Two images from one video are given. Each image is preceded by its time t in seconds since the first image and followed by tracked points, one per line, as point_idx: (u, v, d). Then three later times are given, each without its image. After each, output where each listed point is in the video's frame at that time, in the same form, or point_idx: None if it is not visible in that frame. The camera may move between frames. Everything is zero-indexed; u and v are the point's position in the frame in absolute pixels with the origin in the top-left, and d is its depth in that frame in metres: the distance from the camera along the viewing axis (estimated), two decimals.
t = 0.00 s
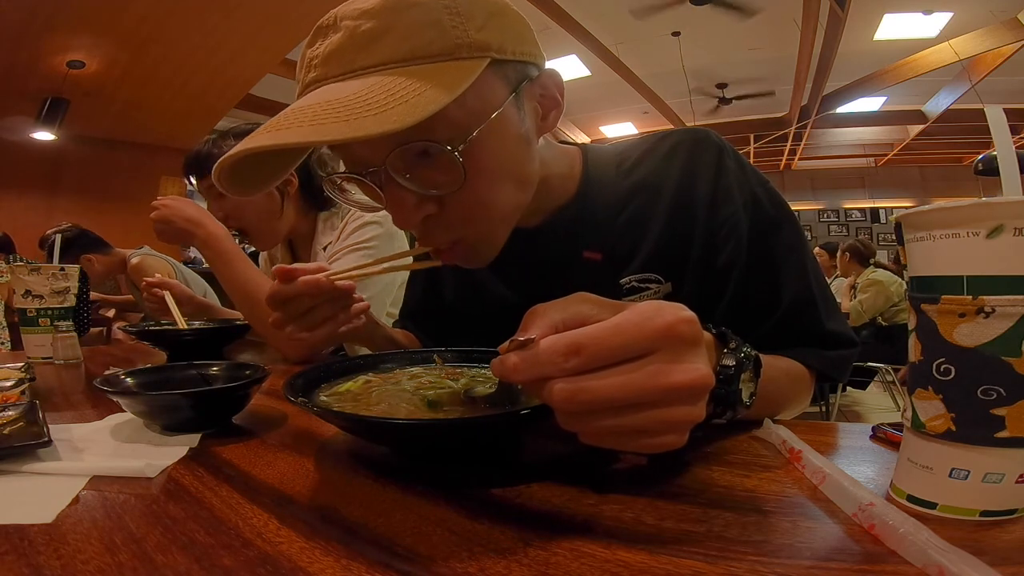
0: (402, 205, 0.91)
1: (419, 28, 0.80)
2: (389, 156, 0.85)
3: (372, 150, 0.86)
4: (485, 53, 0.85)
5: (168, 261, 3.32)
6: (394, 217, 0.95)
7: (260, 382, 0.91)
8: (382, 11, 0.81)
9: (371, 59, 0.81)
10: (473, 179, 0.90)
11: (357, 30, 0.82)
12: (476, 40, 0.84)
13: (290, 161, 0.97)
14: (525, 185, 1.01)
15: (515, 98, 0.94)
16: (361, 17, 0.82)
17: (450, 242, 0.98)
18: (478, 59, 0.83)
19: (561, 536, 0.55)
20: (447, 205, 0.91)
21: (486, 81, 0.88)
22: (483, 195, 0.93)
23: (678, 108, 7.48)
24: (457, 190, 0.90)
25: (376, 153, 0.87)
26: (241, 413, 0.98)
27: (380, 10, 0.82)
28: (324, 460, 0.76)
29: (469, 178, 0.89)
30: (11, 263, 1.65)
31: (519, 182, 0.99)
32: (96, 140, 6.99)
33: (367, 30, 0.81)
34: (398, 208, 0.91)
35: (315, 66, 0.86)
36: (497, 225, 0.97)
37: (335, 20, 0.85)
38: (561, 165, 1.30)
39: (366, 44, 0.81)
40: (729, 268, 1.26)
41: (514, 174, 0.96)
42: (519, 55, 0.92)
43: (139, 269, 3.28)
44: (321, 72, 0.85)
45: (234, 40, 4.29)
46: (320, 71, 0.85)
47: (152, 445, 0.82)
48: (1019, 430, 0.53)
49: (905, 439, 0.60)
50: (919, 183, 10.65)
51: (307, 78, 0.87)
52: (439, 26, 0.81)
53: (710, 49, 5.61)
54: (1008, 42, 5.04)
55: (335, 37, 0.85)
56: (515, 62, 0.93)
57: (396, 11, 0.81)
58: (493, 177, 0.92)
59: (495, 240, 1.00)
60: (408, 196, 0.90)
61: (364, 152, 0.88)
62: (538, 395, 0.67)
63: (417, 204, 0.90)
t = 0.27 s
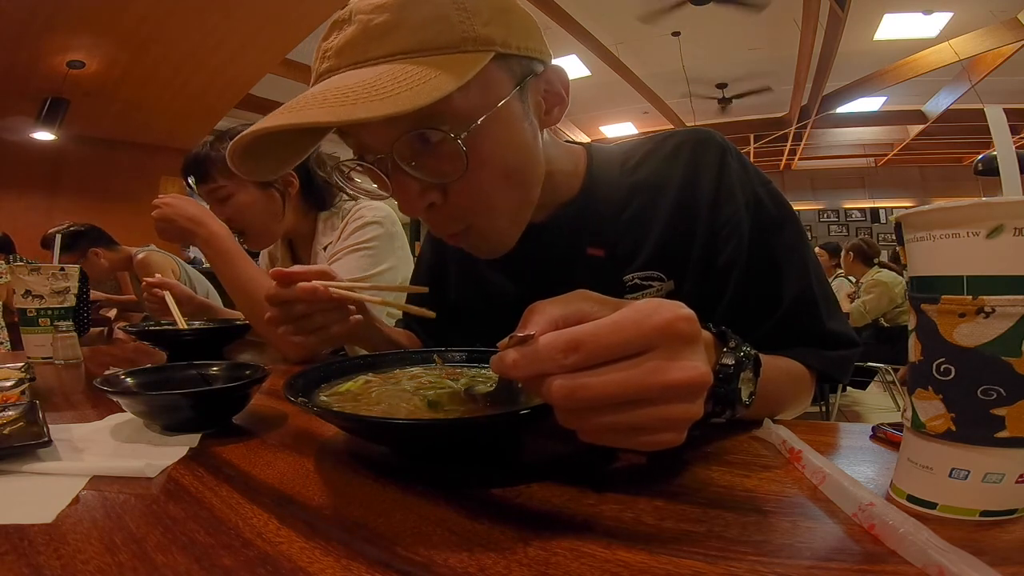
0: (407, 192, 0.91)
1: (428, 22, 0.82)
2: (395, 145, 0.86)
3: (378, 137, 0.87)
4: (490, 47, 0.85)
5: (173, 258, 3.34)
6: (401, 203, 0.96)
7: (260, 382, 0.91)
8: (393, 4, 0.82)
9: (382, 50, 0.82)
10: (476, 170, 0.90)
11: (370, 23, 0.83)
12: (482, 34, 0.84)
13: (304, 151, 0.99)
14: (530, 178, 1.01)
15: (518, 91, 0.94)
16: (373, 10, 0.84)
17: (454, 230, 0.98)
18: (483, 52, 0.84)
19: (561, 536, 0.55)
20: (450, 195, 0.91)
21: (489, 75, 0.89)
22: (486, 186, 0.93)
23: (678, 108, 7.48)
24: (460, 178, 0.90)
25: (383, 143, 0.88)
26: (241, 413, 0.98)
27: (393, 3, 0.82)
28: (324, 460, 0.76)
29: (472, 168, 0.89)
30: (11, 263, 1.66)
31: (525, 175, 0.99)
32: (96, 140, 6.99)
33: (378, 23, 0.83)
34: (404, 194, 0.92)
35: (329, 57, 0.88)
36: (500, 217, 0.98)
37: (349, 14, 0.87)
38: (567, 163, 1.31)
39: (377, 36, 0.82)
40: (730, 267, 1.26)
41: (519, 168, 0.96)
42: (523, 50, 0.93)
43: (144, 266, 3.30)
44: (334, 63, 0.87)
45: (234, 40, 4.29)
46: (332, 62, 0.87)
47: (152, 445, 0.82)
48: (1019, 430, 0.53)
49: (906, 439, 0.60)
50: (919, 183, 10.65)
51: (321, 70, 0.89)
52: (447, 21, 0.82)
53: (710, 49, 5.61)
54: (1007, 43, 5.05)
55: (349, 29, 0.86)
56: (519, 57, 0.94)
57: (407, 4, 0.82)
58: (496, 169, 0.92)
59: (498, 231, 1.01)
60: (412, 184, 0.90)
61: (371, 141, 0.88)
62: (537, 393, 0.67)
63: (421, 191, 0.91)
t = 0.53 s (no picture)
0: (406, 171, 0.94)
1: (435, 17, 0.86)
2: (397, 129, 0.89)
3: (383, 120, 0.90)
4: (492, 43, 0.89)
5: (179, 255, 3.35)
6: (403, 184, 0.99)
7: (260, 382, 0.91)
8: None
9: (394, 42, 0.87)
10: (471, 156, 0.92)
11: (384, 16, 0.88)
12: (485, 31, 0.88)
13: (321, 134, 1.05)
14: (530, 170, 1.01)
15: (519, 85, 0.95)
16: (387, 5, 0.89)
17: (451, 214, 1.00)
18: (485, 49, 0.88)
19: (561, 536, 0.55)
20: (446, 178, 0.93)
21: (491, 70, 0.91)
22: (483, 174, 0.94)
23: (678, 108, 7.49)
24: (455, 163, 0.92)
25: (385, 129, 0.91)
26: (241, 413, 0.98)
27: None
28: (324, 460, 0.76)
29: (468, 153, 0.91)
30: (11, 263, 1.66)
31: (525, 166, 1.00)
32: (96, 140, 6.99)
33: (390, 16, 0.88)
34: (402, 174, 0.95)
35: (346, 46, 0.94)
36: (498, 208, 0.99)
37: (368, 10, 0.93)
38: (571, 162, 1.30)
39: (389, 29, 0.88)
40: (729, 267, 1.26)
41: (518, 159, 0.98)
42: (526, 48, 0.95)
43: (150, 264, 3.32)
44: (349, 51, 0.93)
45: (234, 40, 4.29)
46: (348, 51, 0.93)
47: (152, 445, 0.82)
48: (1019, 430, 0.53)
49: (906, 439, 0.60)
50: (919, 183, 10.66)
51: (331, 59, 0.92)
52: (453, 17, 0.86)
53: (711, 49, 5.62)
54: (1007, 43, 5.05)
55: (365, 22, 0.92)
56: (523, 55, 0.96)
57: None
58: (494, 157, 0.94)
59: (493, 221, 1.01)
60: (411, 165, 0.93)
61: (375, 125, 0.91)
62: (533, 389, 0.67)
63: (418, 172, 0.93)
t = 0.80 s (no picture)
0: (421, 144, 1.01)
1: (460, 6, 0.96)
2: (416, 103, 0.97)
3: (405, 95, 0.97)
4: (509, 33, 0.98)
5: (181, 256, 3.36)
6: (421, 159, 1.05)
7: (260, 381, 0.91)
8: None
9: (424, 24, 0.96)
10: (483, 130, 0.98)
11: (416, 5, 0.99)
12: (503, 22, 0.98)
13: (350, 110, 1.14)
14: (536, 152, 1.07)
15: (530, 74, 1.03)
16: None
17: (462, 188, 1.05)
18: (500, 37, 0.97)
19: (561, 535, 0.55)
20: (458, 152, 1.00)
21: (505, 57, 0.99)
22: (493, 147, 1.00)
23: (678, 108, 7.49)
24: (467, 138, 0.98)
25: (406, 104, 0.99)
26: (241, 413, 0.98)
27: None
28: (324, 460, 0.76)
29: (479, 128, 0.98)
30: (11, 263, 1.66)
31: (534, 147, 1.06)
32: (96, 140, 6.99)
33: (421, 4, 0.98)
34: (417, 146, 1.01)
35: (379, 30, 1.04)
36: (505, 185, 1.04)
37: None
38: (579, 159, 1.32)
39: (419, 14, 0.97)
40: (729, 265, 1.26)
41: (527, 142, 1.04)
42: (540, 42, 1.04)
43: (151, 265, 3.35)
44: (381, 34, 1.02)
45: (234, 40, 4.29)
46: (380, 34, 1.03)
47: (152, 445, 0.82)
48: (1018, 430, 0.53)
49: (905, 439, 0.60)
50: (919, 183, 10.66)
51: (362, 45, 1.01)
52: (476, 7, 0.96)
53: (711, 49, 5.61)
54: (1007, 42, 5.05)
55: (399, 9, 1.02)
56: (536, 49, 1.05)
57: None
58: (504, 136, 1.00)
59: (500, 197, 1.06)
60: (425, 137, 1.00)
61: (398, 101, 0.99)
62: (533, 386, 0.67)
63: (431, 144, 1.00)
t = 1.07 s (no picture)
0: (460, 109, 1.11)
1: None
2: (464, 70, 1.09)
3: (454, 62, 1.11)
4: (548, 24, 1.15)
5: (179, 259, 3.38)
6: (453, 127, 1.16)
7: (260, 382, 0.91)
8: None
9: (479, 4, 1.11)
10: (520, 99, 1.11)
11: None
12: (545, 14, 1.14)
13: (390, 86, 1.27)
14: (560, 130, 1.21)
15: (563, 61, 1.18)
16: None
17: (489, 154, 1.15)
18: (543, 25, 1.13)
19: (561, 535, 0.55)
20: (495, 119, 1.11)
21: (545, 43, 1.15)
22: (524, 116, 1.12)
23: (678, 108, 7.49)
24: (505, 104, 1.10)
25: (453, 72, 1.11)
26: (241, 413, 0.98)
27: None
28: (324, 460, 0.76)
29: (518, 99, 1.11)
30: (11, 263, 1.66)
31: (557, 127, 1.19)
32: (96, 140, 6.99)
33: None
34: (457, 111, 1.12)
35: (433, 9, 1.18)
36: (531, 154, 1.15)
37: None
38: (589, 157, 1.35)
39: None
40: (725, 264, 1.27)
41: (554, 118, 1.18)
42: (572, 38, 1.21)
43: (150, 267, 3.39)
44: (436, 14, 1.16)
45: (234, 40, 4.29)
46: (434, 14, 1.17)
47: (152, 445, 0.82)
48: (1018, 430, 0.53)
49: (906, 438, 0.60)
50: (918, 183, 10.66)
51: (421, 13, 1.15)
52: None
53: (711, 49, 5.62)
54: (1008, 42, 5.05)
55: None
56: (567, 44, 1.21)
57: None
58: (537, 109, 1.13)
59: (519, 167, 1.16)
60: (466, 103, 1.11)
61: (445, 69, 1.12)
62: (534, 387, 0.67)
63: (470, 111, 1.11)
